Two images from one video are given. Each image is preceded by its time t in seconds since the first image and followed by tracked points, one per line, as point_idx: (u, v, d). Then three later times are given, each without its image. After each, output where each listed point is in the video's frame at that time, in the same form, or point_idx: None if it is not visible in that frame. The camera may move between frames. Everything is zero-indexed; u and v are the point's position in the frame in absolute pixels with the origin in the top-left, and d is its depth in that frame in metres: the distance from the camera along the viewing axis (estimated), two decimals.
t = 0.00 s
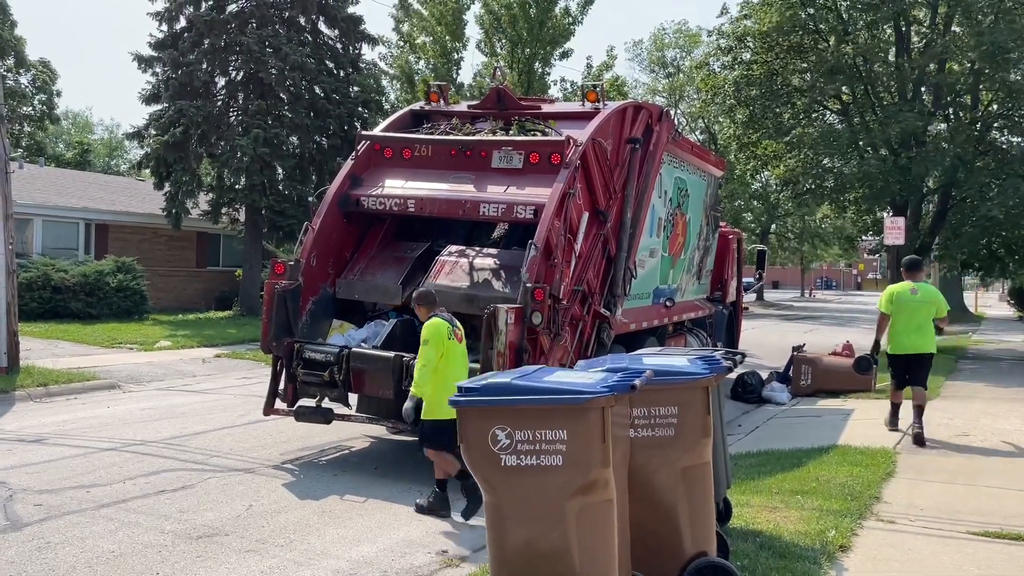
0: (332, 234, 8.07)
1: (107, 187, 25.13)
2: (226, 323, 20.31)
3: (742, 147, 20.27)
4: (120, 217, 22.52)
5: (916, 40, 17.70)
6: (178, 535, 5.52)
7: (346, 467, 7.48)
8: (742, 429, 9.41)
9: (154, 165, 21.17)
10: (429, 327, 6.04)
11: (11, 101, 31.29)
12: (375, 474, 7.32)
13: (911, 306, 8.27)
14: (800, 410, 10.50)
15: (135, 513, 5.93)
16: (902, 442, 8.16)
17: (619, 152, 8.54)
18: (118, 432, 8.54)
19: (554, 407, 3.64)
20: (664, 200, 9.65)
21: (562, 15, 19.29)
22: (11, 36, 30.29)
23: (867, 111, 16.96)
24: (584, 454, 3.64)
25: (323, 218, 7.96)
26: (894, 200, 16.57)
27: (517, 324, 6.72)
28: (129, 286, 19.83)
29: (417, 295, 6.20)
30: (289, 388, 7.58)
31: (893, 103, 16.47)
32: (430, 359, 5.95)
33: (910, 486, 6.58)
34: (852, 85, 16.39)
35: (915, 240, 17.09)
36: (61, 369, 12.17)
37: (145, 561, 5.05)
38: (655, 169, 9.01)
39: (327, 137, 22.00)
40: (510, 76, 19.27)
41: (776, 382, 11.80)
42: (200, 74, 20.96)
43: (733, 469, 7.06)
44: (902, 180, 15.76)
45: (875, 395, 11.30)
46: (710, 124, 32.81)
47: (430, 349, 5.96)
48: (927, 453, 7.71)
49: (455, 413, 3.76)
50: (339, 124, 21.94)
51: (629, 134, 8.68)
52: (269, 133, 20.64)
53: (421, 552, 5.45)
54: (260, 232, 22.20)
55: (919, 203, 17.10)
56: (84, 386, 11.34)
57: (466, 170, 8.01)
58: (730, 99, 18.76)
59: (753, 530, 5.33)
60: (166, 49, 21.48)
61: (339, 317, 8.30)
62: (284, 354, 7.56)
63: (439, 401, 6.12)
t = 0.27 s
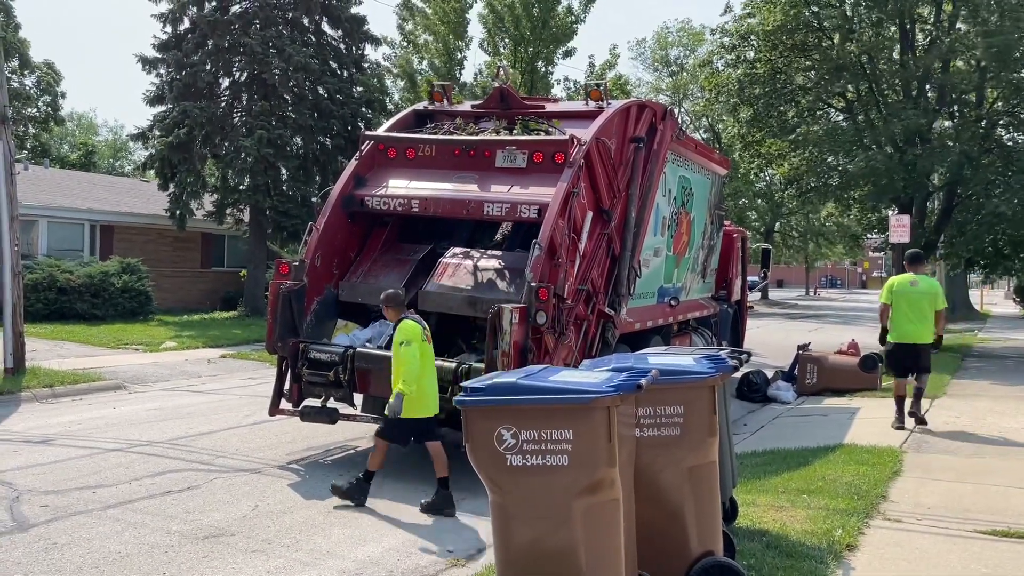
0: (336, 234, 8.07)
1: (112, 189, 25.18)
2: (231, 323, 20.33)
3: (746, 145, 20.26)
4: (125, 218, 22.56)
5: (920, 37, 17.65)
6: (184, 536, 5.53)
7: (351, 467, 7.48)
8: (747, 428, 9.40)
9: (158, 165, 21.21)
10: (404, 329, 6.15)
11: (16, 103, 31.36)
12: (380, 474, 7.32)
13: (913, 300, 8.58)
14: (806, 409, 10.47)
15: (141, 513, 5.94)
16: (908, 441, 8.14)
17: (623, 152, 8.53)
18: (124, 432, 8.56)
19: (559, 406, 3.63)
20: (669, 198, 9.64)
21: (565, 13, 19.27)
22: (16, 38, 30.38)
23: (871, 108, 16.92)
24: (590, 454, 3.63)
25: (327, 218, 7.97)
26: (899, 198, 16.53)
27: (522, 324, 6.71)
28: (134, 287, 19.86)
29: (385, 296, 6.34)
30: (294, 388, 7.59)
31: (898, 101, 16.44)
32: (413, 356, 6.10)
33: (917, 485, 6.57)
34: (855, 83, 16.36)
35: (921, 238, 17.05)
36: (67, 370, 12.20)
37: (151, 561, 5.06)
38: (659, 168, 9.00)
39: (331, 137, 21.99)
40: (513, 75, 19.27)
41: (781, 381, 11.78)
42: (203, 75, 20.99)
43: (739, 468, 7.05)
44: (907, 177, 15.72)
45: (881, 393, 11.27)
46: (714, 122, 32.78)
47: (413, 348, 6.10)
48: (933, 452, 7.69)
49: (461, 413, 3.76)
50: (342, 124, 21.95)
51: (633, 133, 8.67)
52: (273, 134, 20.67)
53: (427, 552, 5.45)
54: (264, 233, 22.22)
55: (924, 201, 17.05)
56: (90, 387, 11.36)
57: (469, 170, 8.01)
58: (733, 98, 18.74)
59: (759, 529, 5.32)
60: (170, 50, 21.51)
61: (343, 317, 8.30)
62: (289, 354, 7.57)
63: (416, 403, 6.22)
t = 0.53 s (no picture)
0: (343, 234, 8.09)
1: (118, 189, 25.25)
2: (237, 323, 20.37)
3: (751, 144, 20.22)
4: (132, 219, 22.62)
5: (926, 34, 17.60)
6: (192, 535, 5.54)
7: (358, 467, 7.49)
8: (754, 427, 9.39)
9: (164, 166, 21.27)
10: (358, 330, 6.29)
11: (23, 104, 31.46)
12: (386, 473, 7.33)
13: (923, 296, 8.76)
14: (812, 408, 10.45)
15: (149, 513, 5.95)
16: (915, 439, 8.12)
17: (628, 150, 8.52)
18: (132, 432, 8.58)
19: (566, 405, 3.63)
20: (674, 197, 9.63)
21: (570, 12, 19.24)
22: (23, 40, 30.47)
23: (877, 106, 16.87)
24: (597, 453, 3.64)
25: (333, 218, 7.98)
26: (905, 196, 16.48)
27: (528, 323, 6.71)
28: (141, 287, 19.92)
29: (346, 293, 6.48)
30: (300, 388, 7.61)
31: (904, 98, 16.39)
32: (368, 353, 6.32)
33: (925, 483, 6.55)
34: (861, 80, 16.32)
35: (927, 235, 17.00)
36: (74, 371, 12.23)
37: (159, 561, 5.07)
38: (664, 167, 8.99)
39: (336, 137, 22.01)
40: (518, 75, 19.27)
41: (788, 379, 11.76)
42: (209, 76, 21.04)
43: (746, 467, 7.04)
44: (913, 174, 15.67)
45: (888, 391, 11.24)
46: (720, 120, 32.73)
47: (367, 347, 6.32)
48: (941, 450, 7.66)
49: (467, 412, 3.76)
50: (348, 124, 21.96)
51: (638, 132, 8.66)
52: (278, 134, 20.70)
53: (434, 551, 5.45)
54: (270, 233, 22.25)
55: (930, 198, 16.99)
56: (97, 387, 11.39)
57: (475, 169, 8.01)
58: (738, 96, 18.71)
59: (767, 528, 5.31)
60: (176, 51, 21.55)
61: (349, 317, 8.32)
62: (295, 354, 7.58)
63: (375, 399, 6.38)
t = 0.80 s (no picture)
0: (349, 234, 8.10)
1: (125, 190, 25.30)
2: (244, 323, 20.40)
3: (758, 142, 20.17)
4: (139, 219, 22.67)
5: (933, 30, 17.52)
6: (200, 535, 5.55)
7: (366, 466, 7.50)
8: (761, 425, 9.37)
9: (171, 167, 21.31)
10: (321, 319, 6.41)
11: (30, 106, 31.54)
12: (394, 473, 7.33)
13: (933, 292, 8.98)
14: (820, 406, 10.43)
15: (157, 513, 5.96)
16: (924, 438, 8.10)
17: (635, 149, 8.50)
18: (140, 432, 8.60)
19: (574, 405, 3.63)
20: (680, 195, 9.60)
21: (575, 11, 19.19)
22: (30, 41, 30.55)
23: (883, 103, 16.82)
24: (605, 452, 3.63)
25: (339, 219, 8.00)
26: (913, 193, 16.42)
27: (534, 322, 6.71)
28: (148, 288, 19.96)
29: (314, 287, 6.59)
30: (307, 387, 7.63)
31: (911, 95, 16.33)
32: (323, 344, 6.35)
33: (934, 481, 6.53)
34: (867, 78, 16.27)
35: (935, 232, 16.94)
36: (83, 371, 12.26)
37: (167, 560, 5.08)
38: (670, 165, 8.97)
39: (342, 137, 22.03)
40: (523, 73, 19.26)
41: (796, 377, 11.73)
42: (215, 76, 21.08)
43: (753, 465, 7.03)
44: (921, 171, 15.62)
45: (896, 389, 11.20)
46: (726, 118, 32.66)
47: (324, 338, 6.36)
48: (950, 448, 7.64)
49: (475, 411, 3.76)
50: (353, 124, 21.98)
51: (644, 130, 8.64)
52: (284, 134, 20.72)
53: (441, 550, 5.45)
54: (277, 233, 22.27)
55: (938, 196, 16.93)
56: (105, 387, 11.42)
57: (481, 169, 8.01)
58: (744, 94, 18.67)
59: (776, 527, 5.30)
60: (182, 51, 21.58)
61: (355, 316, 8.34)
62: (302, 354, 7.60)
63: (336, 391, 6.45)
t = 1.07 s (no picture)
0: (355, 233, 8.11)
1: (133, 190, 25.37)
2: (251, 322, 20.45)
3: (764, 139, 20.14)
4: (146, 219, 22.73)
5: (941, 27, 17.46)
6: (208, 533, 5.57)
7: (373, 465, 7.50)
8: (768, 423, 9.35)
9: (178, 167, 21.37)
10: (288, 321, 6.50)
11: (37, 106, 31.64)
12: (401, 471, 7.34)
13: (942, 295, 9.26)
14: (827, 404, 10.40)
15: (164, 511, 5.98)
16: (931, 435, 8.08)
17: (641, 147, 8.49)
18: (147, 431, 8.62)
19: (579, 404, 3.63)
20: (686, 193, 9.59)
21: (581, 9, 19.14)
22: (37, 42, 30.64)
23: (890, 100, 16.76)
24: (611, 450, 3.63)
25: (345, 218, 8.00)
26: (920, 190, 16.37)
27: (540, 320, 6.71)
28: (155, 287, 20.02)
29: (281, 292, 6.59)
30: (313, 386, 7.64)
31: (918, 91, 16.27)
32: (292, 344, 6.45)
33: (941, 479, 6.51)
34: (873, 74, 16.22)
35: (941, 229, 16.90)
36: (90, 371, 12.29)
37: (175, 559, 5.10)
38: (676, 162, 8.95)
39: (348, 136, 22.06)
40: (529, 72, 19.26)
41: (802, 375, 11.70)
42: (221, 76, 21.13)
43: (760, 463, 7.02)
44: (928, 168, 15.58)
45: (903, 387, 11.17)
46: (732, 116, 32.61)
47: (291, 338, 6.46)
48: (957, 446, 7.62)
49: (481, 410, 3.76)
50: (359, 123, 22.01)
51: (650, 128, 8.63)
52: (291, 133, 20.74)
53: (448, 548, 5.46)
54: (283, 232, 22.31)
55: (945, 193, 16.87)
56: (112, 387, 11.45)
57: (486, 167, 8.01)
58: (750, 91, 18.64)
59: (782, 525, 5.29)
60: (188, 51, 21.61)
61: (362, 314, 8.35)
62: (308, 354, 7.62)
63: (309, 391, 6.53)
